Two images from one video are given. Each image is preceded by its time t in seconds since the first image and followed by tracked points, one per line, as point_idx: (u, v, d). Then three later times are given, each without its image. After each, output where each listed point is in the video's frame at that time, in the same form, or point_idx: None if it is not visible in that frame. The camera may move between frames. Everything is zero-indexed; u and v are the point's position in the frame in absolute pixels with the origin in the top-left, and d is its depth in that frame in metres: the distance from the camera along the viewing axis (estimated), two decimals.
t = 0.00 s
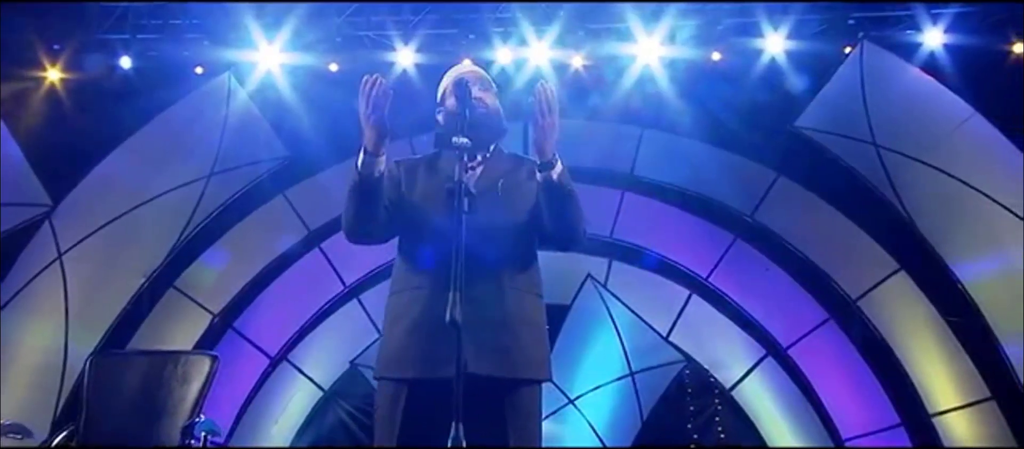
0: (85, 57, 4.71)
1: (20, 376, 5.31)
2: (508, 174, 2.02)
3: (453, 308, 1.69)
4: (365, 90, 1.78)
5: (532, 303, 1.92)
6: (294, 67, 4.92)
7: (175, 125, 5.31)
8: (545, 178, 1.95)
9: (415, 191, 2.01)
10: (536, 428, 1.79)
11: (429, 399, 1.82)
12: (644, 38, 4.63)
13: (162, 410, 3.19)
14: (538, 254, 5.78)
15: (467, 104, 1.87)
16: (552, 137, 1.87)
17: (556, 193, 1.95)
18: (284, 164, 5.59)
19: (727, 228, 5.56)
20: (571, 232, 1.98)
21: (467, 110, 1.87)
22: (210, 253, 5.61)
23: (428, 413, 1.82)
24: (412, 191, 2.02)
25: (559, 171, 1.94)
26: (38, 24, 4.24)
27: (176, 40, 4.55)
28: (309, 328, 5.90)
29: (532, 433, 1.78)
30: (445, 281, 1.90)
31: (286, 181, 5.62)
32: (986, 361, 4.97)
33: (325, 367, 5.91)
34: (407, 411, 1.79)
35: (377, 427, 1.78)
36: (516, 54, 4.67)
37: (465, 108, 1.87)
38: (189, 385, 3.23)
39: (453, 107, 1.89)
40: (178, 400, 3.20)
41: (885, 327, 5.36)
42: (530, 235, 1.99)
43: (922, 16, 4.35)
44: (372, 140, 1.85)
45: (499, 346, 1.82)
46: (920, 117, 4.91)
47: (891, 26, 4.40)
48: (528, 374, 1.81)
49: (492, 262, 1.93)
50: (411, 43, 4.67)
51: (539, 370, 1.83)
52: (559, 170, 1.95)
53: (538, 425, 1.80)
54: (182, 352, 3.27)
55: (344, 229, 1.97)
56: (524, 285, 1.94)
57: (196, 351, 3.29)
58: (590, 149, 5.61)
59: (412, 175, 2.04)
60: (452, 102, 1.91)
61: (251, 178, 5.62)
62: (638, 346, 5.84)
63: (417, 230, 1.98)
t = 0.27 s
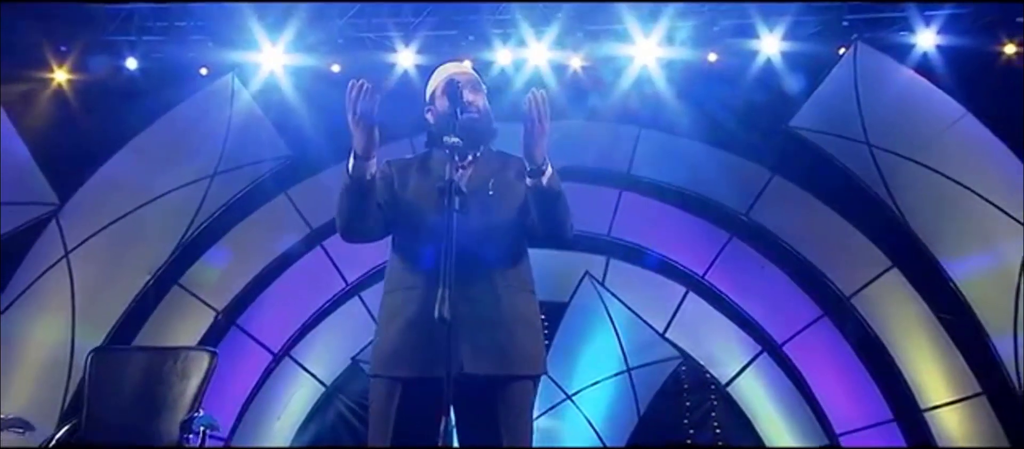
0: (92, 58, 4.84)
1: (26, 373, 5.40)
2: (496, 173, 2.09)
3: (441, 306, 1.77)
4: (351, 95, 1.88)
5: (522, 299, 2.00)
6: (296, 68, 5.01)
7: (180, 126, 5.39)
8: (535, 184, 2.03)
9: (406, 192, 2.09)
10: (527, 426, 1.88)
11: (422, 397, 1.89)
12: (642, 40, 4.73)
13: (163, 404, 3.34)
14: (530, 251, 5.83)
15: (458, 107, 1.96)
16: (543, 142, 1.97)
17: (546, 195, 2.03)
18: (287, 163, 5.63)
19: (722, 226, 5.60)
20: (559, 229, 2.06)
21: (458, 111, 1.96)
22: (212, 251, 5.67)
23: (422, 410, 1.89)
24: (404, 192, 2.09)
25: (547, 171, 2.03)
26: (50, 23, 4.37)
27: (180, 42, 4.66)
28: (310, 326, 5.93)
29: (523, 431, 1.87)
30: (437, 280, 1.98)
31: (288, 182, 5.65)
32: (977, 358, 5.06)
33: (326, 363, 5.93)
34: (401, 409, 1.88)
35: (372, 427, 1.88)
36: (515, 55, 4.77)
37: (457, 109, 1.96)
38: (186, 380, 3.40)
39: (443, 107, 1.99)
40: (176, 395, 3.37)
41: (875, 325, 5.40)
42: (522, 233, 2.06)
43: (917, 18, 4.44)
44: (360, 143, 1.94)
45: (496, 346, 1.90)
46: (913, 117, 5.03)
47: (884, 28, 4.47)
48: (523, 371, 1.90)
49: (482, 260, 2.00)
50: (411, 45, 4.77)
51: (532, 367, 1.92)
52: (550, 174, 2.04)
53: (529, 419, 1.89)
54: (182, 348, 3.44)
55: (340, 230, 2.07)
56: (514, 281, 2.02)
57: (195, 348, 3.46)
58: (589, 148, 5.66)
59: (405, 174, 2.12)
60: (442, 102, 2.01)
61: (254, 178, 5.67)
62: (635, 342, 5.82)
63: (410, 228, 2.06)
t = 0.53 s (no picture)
0: (100, 61, 5.02)
1: (41, 368, 5.51)
2: (492, 172, 2.21)
3: (434, 300, 1.92)
4: (348, 98, 2.01)
5: (518, 291, 2.11)
6: (304, 69, 5.13)
7: (189, 127, 5.56)
8: (530, 182, 2.13)
9: (405, 192, 2.20)
10: (523, 416, 1.98)
11: (417, 389, 2.01)
12: (642, 40, 4.87)
13: (169, 397, 3.73)
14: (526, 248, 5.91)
15: (455, 106, 2.07)
16: (537, 142, 2.07)
17: (541, 196, 2.13)
18: (293, 163, 5.69)
19: (718, 222, 5.66)
20: (554, 226, 2.15)
21: (454, 110, 2.07)
22: (222, 248, 5.73)
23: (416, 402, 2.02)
24: (402, 192, 2.20)
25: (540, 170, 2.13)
26: (69, 10, 4.58)
27: (190, 44, 4.80)
28: (318, 321, 5.83)
29: (521, 422, 1.97)
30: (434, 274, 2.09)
31: (294, 181, 5.71)
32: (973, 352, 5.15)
33: (332, 357, 5.78)
34: (397, 404, 1.99)
35: (371, 422, 1.97)
36: (518, 55, 4.88)
37: (453, 106, 2.07)
38: (193, 375, 3.77)
39: (439, 105, 2.12)
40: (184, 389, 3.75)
41: (875, 320, 5.43)
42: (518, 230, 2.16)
43: (912, 17, 4.72)
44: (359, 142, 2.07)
45: (494, 342, 2.01)
46: (909, 115, 5.19)
47: (882, 28, 4.74)
48: (521, 364, 2.01)
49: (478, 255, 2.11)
50: (416, 46, 4.86)
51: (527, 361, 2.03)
52: (543, 174, 2.14)
53: (525, 409, 1.99)
54: (187, 344, 3.81)
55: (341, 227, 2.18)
56: (509, 273, 2.12)
57: (200, 343, 3.84)
58: (589, 146, 5.76)
59: (403, 174, 2.24)
60: (439, 101, 2.14)
61: (263, 176, 5.72)
62: (635, 336, 5.77)
63: (408, 224, 2.16)
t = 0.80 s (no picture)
0: (117, 65, 5.10)
1: (57, 361, 5.62)
2: (493, 167, 2.30)
3: (434, 295, 1.98)
4: (364, 109, 2.05)
5: (518, 286, 2.19)
6: (312, 69, 5.20)
7: (197, 126, 5.64)
8: (535, 156, 2.20)
9: (405, 191, 2.29)
10: (523, 406, 2.06)
11: (419, 381, 2.10)
12: (645, 39, 4.96)
13: (177, 389, 3.83)
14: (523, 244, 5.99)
15: (454, 102, 2.14)
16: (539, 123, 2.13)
17: (544, 171, 2.20)
18: (301, 161, 5.80)
19: (720, 219, 5.75)
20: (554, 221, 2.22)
21: (452, 105, 2.14)
22: (232, 245, 5.84)
23: (418, 396, 2.11)
24: (402, 191, 2.29)
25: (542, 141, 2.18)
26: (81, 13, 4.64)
27: (200, 45, 4.91)
28: (327, 316, 5.96)
29: (522, 413, 2.06)
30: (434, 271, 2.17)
31: (303, 179, 5.81)
32: (972, 346, 5.22)
33: (341, 350, 5.93)
34: (398, 399, 2.07)
35: (372, 419, 2.05)
36: (522, 55, 4.97)
37: (453, 103, 2.14)
38: (200, 371, 3.88)
39: (440, 102, 2.15)
40: (191, 383, 3.85)
41: (876, 315, 5.53)
42: (516, 227, 2.24)
43: (912, 15, 4.78)
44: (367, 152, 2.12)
45: (495, 337, 2.09)
46: (909, 111, 5.23)
47: (882, 25, 4.80)
48: (522, 355, 2.09)
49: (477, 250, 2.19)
50: (423, 45, 4.94)
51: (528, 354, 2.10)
52: (546, 150, 2.20)
53: (525, 399, 2.07)
54: (196, 338, 3.92)
55: (343, 226, 2.26)
56: (507, 268, 2.19)
57: (208, 338, 3.94)
58: (591, 143, 5.82)
59: (403, 173, 2.33)
60: (439, 98, 2.16)
61: (273, 174, 5.84)
62: (638, 330, 5.89)
63: (408, 220, 2.25)
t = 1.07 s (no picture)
0: (136, 65, 5.21)
1: (82, 352, 5.83)
2: (499, 161, 2.32)
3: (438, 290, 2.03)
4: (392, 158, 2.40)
5: (530, 281, 2.22)
6: (326, 68, 5.33)
7: (213, 125, 5.76)
8: (540, 137, 2.26)
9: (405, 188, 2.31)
10: (529, 394, 2.09)
11: (427, 374, 2.11)
12: (653, 35, 5.04)
13: (193, 382, 3.91)
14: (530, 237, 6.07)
15: (457, 98, 2.17)
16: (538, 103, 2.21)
17: (550, 150, 2.26)
18: (317, 156, 5.94)
19: (727, 212, 5.83)
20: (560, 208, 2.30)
21: (456, 105, 2.18)
22: (251, 239, 6.00)
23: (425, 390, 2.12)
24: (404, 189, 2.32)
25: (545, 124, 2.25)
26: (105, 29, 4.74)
27: (218, 45, 5.03)
28: (341, 309, 6.07)
29: (526, 401, 2.09)
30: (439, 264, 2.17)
31: (318, 175, 5.97)
32: (979, 336, 5.27)
33: (356, 343, 6.09)
34: (407, 391, 2.08)
35: (381, 409, 2.07)
36: (532, 52, 5.08)
37: (457, 100, 2.17)
38: (216, 362, 3.98)
39: (445, 100, 2.21)
40: (207, 374, 3.94)
41: (884, 308, 5.61)
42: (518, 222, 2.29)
43: (918, 10, 4.78)
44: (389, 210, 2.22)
45: (503, 325, 2.12)
46: (914, 105, 5.29)
47: (887, 20, 4.85)
48: (527, 343, 2.12)
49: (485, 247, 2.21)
50: (435, 43, 5.04)
51: (535, 341, 2.14)
52: (552, 129, 2.26)
53: (531, 385, 2.11)
54: (211, 330, 4.00)
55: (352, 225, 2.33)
56: (515, 267, 2.21)
57: (223, 330, 4.02)
58: (600, 138, 5.89)
59: (406, 170, 2.35)
60: (445, 97, 2.22)
61: (288, 171, 5.98)
62: (647, 321, 6.01)
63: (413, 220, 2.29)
